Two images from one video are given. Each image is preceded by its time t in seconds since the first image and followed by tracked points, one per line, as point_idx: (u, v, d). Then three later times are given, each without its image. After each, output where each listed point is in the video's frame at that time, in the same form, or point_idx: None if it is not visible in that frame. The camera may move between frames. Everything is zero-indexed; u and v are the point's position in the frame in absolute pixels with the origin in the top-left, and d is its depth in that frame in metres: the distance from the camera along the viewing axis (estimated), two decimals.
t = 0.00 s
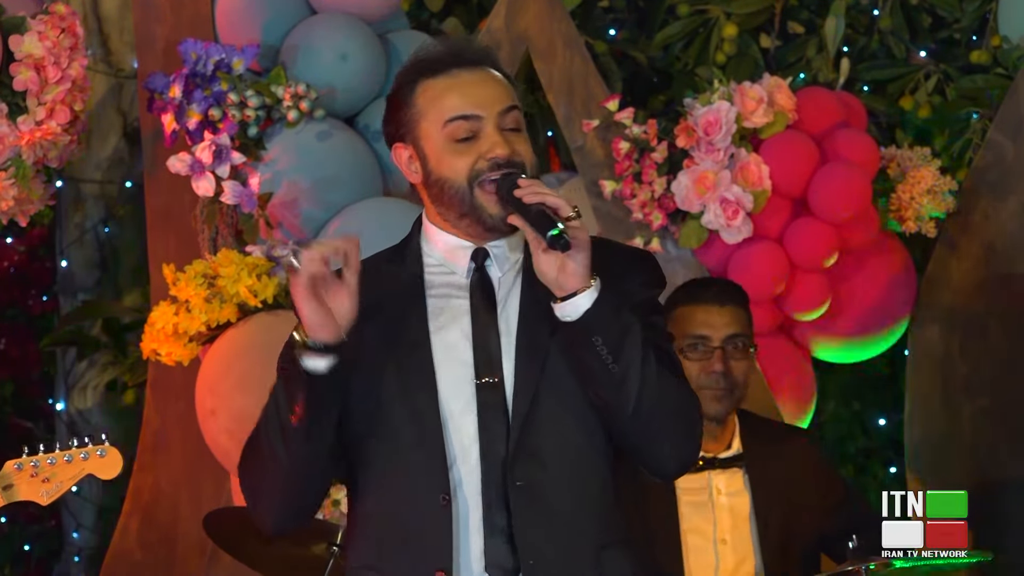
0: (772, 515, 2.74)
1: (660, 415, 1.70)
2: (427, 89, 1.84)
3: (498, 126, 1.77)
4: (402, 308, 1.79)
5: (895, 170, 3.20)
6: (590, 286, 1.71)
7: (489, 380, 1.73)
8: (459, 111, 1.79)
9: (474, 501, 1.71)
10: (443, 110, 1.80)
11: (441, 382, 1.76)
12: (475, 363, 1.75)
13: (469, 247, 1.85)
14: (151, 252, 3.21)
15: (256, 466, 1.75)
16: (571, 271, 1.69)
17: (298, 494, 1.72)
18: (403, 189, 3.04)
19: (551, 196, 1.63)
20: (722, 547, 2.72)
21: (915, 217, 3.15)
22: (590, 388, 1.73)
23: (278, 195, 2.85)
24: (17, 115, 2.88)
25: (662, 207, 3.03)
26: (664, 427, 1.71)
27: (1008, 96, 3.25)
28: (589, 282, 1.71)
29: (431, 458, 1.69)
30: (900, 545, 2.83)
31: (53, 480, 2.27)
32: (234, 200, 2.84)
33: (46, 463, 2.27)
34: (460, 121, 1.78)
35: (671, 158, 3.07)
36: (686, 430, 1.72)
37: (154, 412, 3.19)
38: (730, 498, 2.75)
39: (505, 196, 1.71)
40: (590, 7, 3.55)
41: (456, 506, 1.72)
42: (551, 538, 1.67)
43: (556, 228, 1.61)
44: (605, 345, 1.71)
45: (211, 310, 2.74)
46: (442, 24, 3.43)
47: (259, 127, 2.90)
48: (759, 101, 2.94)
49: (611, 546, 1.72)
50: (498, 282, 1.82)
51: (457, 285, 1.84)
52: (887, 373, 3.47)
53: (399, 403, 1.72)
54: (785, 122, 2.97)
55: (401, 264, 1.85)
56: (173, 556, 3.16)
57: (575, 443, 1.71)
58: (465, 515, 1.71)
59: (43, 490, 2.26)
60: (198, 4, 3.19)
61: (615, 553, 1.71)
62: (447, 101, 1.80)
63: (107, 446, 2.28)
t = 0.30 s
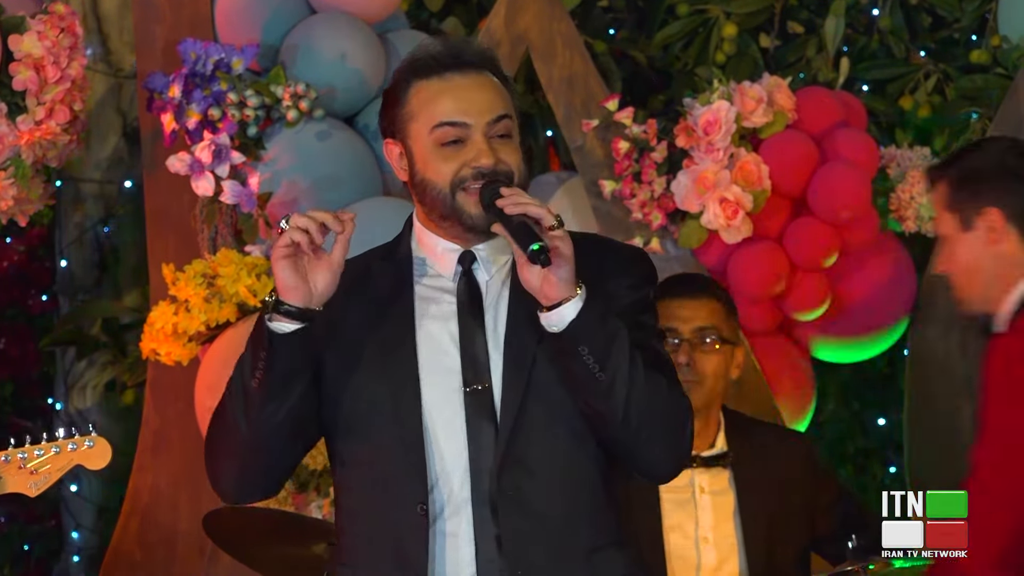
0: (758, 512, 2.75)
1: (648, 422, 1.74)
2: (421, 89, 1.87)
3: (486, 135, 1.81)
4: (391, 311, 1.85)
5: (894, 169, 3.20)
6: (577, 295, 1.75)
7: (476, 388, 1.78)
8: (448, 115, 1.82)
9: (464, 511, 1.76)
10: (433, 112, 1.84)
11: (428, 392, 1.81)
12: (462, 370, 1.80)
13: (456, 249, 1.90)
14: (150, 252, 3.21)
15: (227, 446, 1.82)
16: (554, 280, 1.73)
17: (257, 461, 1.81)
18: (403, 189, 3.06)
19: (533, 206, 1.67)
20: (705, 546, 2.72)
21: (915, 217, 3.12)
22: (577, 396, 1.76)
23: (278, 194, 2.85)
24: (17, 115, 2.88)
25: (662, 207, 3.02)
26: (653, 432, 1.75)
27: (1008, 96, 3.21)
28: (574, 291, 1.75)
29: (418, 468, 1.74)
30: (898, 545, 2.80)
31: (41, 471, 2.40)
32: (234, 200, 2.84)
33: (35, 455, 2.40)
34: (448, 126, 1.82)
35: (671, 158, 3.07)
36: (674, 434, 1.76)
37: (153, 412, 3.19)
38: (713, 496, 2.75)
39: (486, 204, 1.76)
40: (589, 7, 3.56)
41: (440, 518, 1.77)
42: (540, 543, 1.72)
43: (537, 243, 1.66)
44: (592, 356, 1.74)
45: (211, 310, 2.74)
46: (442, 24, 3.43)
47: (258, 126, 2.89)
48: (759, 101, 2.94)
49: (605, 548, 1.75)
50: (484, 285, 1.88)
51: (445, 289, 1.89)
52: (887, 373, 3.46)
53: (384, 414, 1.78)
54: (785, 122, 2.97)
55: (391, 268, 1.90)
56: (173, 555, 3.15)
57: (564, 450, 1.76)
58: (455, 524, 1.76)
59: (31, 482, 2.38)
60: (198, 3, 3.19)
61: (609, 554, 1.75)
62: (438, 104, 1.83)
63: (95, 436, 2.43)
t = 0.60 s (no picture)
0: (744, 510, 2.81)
1: (662, 436, 1.86)
2: (429, 103, 1.95)
3: (494, 152, 1.89)
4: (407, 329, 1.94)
5: (893, 170, 3.19)
6: (597, 316, 1.84)
7: (489, 399, 1.88)
8: (457, 133, 1.90)
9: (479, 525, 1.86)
10: (442, 128, 1.92)
11: (444, 408, 1.89)
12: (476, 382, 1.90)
13: (458, 257, 1.99)
14: (150, 252, 3.21)
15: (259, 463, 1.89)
16: (577, 303, 1.82)
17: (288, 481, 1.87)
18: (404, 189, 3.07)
19: (553, 229, 1.75)
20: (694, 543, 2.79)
21: (915, 217, 3.16)
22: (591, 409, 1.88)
23: (278, 195, 2.87)
24: (17, 114, 2.88)
25: (662, 207, 3.02)
26: (665, 445, 1.87)
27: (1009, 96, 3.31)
28: (595, 313, 1.84)
29: (440, 483, 1.84)
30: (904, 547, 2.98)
31: (39, 468, 2.45)
32: (234, 200, 2.83)
33: (32, 453, 2.45)
34: (458, 144, 1.90)
35: (671, 157, 3.07)
36: (682, 443, 1.88)
37: (154, 412, 3.19)
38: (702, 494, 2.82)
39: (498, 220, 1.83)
40: (589, 6, 3.54)
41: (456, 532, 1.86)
42: (558, 548, 1.84)
43: (569, 270, 1.71)
44: (616, 374, 1.82)
45: (211, 310, 2.73)
46: (442, 24, 3.43)
47: (258, 126, 2.88)
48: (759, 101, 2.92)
49: (613, 551, 1.87)
50: (489, 295, 1.98)
51: (450, 300, 1.99)
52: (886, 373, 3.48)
53: (403, 432, 1.87)
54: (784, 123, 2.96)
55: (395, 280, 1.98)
56: (173, 556, 3.15)
57: (578, 463, 1.87)
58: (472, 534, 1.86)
59: (27, 480, 2.43)
60: (198, 3, 3.19)
61: (617, 556, 1.87)
62: (448, 121, 1.91)
63: (91, 434, 2.46)
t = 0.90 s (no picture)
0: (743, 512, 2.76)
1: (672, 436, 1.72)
2: (449, 100, 1.77)
3: (512, 156, 1.74)
4: (415, 327, 1.75)
5: (894, 171, 3.19)
6: (610, 321, 1.70)
7: (498, 400, 1.71)
8: (477, 133, 1.73)
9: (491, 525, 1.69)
10: (461, 128, 1.75)
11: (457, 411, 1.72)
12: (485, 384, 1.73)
13: (466, 258, 1.82)
14: (151, 252, 3.21)
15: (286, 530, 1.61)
16: (591, 308, 1.68)
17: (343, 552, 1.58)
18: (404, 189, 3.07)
19: (570, 236, 1.66)
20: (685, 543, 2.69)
21: (915, 217, 3.16)
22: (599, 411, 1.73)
23: (278, 195, 2.86)
24: (17, 115, 2.87)
25: (662, 207, 3.00)
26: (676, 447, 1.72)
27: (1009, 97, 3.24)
28: (608, 317, 1.70)
29: (455, 488, 1.65)
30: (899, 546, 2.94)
31: (37, 463, 2.37)
32: (234, 200, 2.83)
33: (30, 447, 2.37)
34: (476, 144, 1.73)
35: (671, 157, 3.11)
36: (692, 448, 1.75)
37: (154, 412, 3.19)
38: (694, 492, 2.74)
39: (512, 226, 1.71)
40: (590, 6, 3.52)
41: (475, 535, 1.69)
42: (568, 558, 1.68)
43: (592, 279, 1.60)
44: (627, 379, 1.67)
45: (211, 310, 2.73)
46: (442, 25, 3.44)
47: (259, 127, 2.89)
48: (759, 101, 2.93)
49: (618, 555, 1.73)
50: (496, 297, 1.82)
51: (454, 298, 1.82)
52: (887, 373, 3.48)
53: (412, 431, 1.67)
54: (785, 123, 2.96)
55: (403, 279, 1.80)
56: (173, 555, 3.15)
57: (587, 465, 1.72)
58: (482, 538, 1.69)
59: (28, 473, 2.36)
60: (198, 4, 3.20)
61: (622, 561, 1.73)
62: (466, 119, 1.75)
63: (90, 426, 2.42)
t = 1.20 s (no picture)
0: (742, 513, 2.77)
1: (671, 428, 1.72)
2: (459, 83, 1.81)
3: (518, 138, 1.77)
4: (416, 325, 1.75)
5: (894, 171, 3.19)
6: (612, 303, 1.70)
7: (500, 390, 1.70)
8: (485, 112, 1.78)
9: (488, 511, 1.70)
10: (469, 108, 1.79)
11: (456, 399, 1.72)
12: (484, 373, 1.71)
13: (467, 251, 1.84)
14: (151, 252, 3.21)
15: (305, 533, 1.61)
16: (594, 285, 1.67)
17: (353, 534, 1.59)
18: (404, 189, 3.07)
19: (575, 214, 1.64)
20: (686, 543, 2.78)
21: (916, 217, 3.15)
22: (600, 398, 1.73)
23: (278, 195, 2.86)
24: (17, 115, 2.87)
25: (662, 207, 3.02)
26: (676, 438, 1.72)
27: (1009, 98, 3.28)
28: (609, 299, 1.69)
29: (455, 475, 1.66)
30: (899, 545, 2.97)
31: (41, 444, 2.39)
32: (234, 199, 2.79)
33: (34, 428, 2.39)
34: (484, 123, 1.77)
35: (671, 158, 3.08)
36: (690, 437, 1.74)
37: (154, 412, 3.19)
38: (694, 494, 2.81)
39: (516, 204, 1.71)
40: (590, 7, 3.54)
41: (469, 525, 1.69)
42: (567, 546, 1.68)
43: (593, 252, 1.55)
44: (627, 361, 1.69)
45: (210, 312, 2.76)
46: (442, 24, 3.42)
47: (258, 127, 2.88)
48: (759, 101, 2.93)
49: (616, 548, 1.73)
50: (497, 288, 1.82)
51: (456, 292, 1.82)
52: (887, 373, 3.48)
53: (413, 421, 1.67)
54: (785, 122, 2.96)
55: (405, 280, 1.80)
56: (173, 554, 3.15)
57: (588, 455, 1.72)
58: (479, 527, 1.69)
59: (32, 456, 2.39)
60: (197, 4, 3.17)
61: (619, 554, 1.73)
62: (475, 100, 1.79)
63: (93, 407, 2.41)
